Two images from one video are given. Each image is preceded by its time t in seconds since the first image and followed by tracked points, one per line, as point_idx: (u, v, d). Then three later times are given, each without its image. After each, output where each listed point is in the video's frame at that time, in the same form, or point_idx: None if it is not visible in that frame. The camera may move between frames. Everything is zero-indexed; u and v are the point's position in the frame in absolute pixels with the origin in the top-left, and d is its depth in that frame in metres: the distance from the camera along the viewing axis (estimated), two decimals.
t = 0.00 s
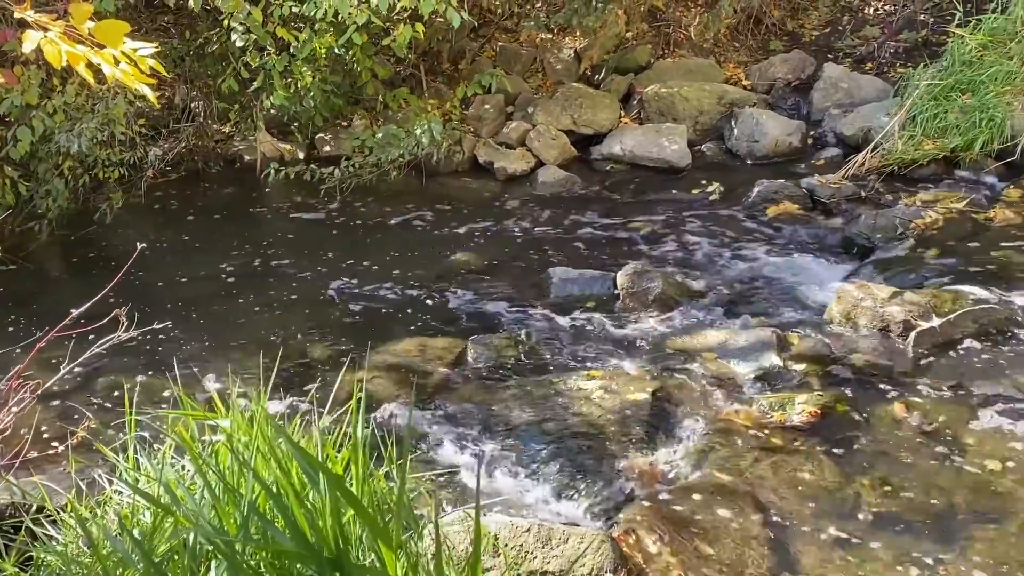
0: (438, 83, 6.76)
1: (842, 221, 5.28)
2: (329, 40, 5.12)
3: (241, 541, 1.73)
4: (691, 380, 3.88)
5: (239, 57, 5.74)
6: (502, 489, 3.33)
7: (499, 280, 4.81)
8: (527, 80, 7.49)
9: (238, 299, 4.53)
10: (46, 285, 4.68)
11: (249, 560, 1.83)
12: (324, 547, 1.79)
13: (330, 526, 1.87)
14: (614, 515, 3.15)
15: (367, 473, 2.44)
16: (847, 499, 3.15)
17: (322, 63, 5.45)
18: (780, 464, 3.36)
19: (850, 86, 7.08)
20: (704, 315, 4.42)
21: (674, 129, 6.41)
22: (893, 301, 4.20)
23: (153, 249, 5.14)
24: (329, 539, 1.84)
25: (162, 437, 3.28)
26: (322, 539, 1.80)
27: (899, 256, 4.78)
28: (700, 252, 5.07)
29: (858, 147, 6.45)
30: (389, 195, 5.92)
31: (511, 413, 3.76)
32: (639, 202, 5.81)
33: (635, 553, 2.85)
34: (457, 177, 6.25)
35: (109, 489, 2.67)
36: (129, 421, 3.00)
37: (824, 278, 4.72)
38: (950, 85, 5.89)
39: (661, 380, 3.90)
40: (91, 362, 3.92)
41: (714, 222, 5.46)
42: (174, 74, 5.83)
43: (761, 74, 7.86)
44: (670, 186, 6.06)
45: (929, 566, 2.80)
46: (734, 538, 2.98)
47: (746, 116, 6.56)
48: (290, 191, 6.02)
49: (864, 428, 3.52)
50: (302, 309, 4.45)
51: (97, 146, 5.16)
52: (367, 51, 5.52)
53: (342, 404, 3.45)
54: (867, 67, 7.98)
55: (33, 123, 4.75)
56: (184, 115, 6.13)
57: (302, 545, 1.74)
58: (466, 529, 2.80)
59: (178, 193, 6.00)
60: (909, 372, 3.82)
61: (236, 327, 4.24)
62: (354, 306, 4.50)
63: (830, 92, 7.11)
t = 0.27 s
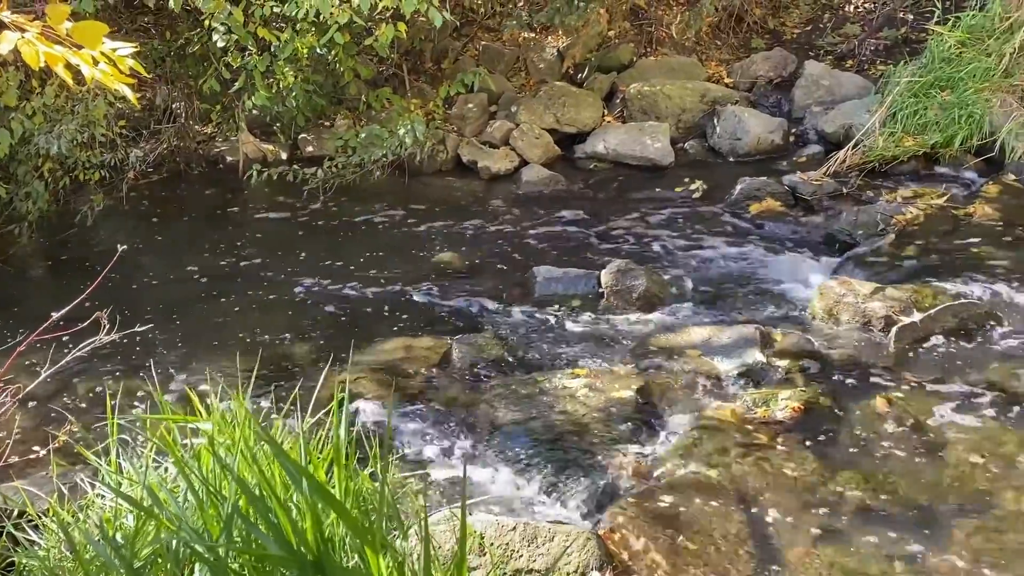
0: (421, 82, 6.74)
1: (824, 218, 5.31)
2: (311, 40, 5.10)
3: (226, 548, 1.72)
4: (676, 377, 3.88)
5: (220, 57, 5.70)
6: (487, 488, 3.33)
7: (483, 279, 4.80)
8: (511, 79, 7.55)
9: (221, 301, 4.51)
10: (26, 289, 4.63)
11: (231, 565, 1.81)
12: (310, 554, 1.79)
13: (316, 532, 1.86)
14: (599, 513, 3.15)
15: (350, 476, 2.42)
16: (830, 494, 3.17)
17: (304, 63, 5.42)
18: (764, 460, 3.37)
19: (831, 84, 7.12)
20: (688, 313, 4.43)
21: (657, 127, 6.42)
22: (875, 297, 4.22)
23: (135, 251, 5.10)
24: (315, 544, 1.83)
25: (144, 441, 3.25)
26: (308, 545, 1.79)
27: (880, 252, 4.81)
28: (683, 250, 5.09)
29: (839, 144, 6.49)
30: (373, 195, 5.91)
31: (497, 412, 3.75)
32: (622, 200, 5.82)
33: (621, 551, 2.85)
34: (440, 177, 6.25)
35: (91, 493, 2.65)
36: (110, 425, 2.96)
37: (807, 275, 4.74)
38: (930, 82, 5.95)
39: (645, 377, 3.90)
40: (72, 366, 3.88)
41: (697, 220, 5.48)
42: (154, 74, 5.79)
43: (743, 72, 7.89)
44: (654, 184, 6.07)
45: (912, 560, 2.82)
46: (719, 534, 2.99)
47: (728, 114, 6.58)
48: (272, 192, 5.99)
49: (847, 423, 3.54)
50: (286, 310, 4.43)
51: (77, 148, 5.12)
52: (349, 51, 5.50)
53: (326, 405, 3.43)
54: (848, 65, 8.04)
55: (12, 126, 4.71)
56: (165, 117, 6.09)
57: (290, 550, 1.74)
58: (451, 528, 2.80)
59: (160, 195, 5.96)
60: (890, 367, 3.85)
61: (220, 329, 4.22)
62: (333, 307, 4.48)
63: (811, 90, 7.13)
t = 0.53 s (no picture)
0: (394, 81, 6.73)
1: (795, 214, 5.36)
2: (283, 40, 5.06)
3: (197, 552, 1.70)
4: (651, 374, 3.91)
5: (191, 58, 5.67)
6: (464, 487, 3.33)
7: (458, 279, 4.80)
8: (485, 78, 7.59)
9: (196, 304, 4.48)
10: None
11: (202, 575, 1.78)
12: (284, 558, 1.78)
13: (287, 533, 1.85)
14: (576, 510, 3.16)
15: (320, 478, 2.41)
16: (804, 488, 3.19)
17: (276, 63, 5.39)
18: (739, 455, 3.39)
19: (801, 81, 7.18)
20: (663, 310, 4.45)
21: (631, 126, 6.45)
22: (846, 292, 4.26)
23: (107, 255, 5.05)
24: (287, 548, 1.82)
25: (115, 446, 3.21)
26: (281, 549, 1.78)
27: (851, 247, 4.86)
28: (656, 247, 5.11)
29: (810, 140, 6.55)
30: (347, 196, 5.89)
31: (473, 411, 3.75)
32: (597, 198, 5.84)
33: (597, 548, 2.86)
34: (414, 176, 6.24)
35: (62, 501, 2.62)
36: (80, 431, 2.92)
37: (780, 270, 4.78)
38: (898, 78, 5.99)
39: (620, 375, 3.91)
40: (43, 372, 3.83)
41: (670, 217, 5.51)
42: (124, 76, 5.77)
43: (715, 70, 7.94)
44: (628, 182, 6.10)
45: (883, 550, 2.85)
46: (695, 530, 3.00)
47: (700, 112, 6.62)
48: (245, 194, 5.95)
49: (820, 417, 3.57)
50: (262, 312, 4.41)
51: (44, 151, 5.06)
52: (321, 51, 5.47)
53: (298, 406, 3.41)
54: (818, 62, 8.12)
55: None
56: (135, 118, 6.03)
57: (263, 555, 1.73)
58: (428, 529, 2.79)
59: (131, 197, 5.90)
60: (861, 361, 3.89)
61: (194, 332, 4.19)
62: (310, 308, 4.47)
63: (782, 87, 7.19)
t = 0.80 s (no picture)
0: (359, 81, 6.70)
1: (759, 209, 5.42)
2: (244, 40, 5.01)
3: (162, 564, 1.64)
4: (620, 371, 3.93)
5: (152, 60, 5.60)
6: (435, 487, 3.32)
7: (427, 279, 4.79)
8: (450, 77, 7.53)
9: (161, 309, 4.42)
10: None
11: None
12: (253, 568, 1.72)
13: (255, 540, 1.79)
14: (547, 509, 3.15)
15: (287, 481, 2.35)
16: (771, 480, 3.23)
17: (238, 63, 5.35)
18: (706, 449, 3.42)
19: (764, 77, 7.25)
20: (630, 307, 4.47)
21: (597, 124, 6.48)
22: (810, 286, 4.31)
23: (68, 260, 4.96)
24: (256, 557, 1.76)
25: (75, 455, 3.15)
26: (251, 559, 1.72)
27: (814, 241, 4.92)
28: (623, 244, 5.14)
29: (772, 136, 6.61)
30: (315, 197, 5.86)
31: (442, 412, 3.74)
32: (564, 196, 5.86)
33: (568, 545, 2.89)
34: (381, 176, 6.22)
35: (22, 513, 2.55)
36: (38, 440, 2.87)
37: (746, 266, 4.82)
38: (858, 75, 6.13)
39: (589, 372, 3.92)
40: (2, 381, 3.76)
41: (637, 214, 5.54)
42: (82, 78, 5.71)
43: (678, 67, 8.00)
44: (594, 180, 6.13)
45: (848, 541, 2.89)
46: (665, 526, 3.02)
47: (665, 109, 6.67)
48: (210, 196, 5.89)
49: (785, 410, 3.61)
50: (228, 316, 4.36)
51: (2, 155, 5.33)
52: (284, 51, 5.43)
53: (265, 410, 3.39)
54: (780, 59, 8.22)
55: None
56: (95, 121, 5.98)
57: (232, 567, 1.67)
58: (398, 531, 2.78)
59: (93, 201, 5.82)
60: (824, 354, 3.94)
61: (158, 338, 4.14)
62: (278, 310, 4.44)
63: (745, 84, 7.27)
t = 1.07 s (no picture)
0: (316, 80, 6.66)
1: (717, 205, 5.47)
2: (196, 40, 4.97)
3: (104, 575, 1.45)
4: (581, 368, 3.94)
5: (102, 60, 5.49)
6: (397, 488, 3.29)
7: (387, 279, 4.76)
8: (408, 75, 7.48)
9: (115, 315, 4.33)
10: None
11: None
12: None
13: (212, 549, 1.61)
14: (510, 507, 3.14)
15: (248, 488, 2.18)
16: (731, 473, 3.25)
17: (191, 63, 5.33)
18: (667, 443, 3.43)
19: (720, 74, 7.32)
20: (591, 303, 4.48)
21: (556, 122, 6.49)
22: (767, 280, 4.36)
23: (17, 267, 4.84)
24: (213, 566, 1.59)
25: (23, 467, 3.06)
26: (207, 568, 1.54)
27: (771, 236, 4.98)
28: (582, 241, 5.16)
29: (728, 132, 6.69)
30: (273, 198, 5.79)
31: (404, 413, 3.70)
32: (525, 194, 5.86)
33: (532, 543, 2.87)
34: (339, 176, 6.17)
35: None
36: None
37: (706, 261, 4.85)
38: (812, 70, 6.26)
39: (551, 369, 3.91)
40: None
41: (596, 211, 5.56)
42: (30, 79, 5.60)
43: (636, 64, 8.05)
44: (554, 178, 6.14)
45: (807, 531, 2.92)
46: (628, 521, 3.01)
47: (623, 106, 6.71)
48: (165, 199, 5.79)
49: (744, 403, 3.64)
50: (184, 321, 4.28)
51: None
52: (238, 50, 5.41)
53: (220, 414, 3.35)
54: (735, 55, 8.31)
55: None
56: (45, 123, 5.96)
57: None
58: (358, 536, 2.74)
59: (44, 205, 5.69)
60: (782, 346, 3.98)
61: (111, 344, 4.05)
62: (237, 313, 4.38)
63: (701, 80, 7.34)
